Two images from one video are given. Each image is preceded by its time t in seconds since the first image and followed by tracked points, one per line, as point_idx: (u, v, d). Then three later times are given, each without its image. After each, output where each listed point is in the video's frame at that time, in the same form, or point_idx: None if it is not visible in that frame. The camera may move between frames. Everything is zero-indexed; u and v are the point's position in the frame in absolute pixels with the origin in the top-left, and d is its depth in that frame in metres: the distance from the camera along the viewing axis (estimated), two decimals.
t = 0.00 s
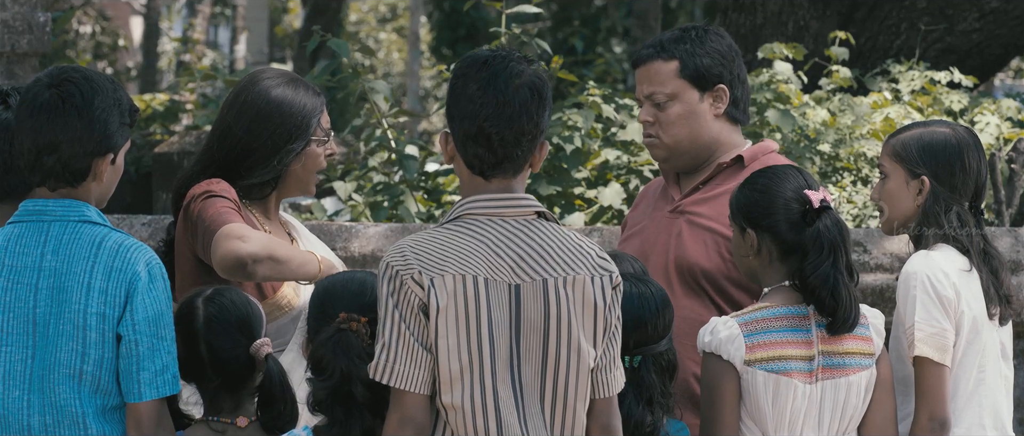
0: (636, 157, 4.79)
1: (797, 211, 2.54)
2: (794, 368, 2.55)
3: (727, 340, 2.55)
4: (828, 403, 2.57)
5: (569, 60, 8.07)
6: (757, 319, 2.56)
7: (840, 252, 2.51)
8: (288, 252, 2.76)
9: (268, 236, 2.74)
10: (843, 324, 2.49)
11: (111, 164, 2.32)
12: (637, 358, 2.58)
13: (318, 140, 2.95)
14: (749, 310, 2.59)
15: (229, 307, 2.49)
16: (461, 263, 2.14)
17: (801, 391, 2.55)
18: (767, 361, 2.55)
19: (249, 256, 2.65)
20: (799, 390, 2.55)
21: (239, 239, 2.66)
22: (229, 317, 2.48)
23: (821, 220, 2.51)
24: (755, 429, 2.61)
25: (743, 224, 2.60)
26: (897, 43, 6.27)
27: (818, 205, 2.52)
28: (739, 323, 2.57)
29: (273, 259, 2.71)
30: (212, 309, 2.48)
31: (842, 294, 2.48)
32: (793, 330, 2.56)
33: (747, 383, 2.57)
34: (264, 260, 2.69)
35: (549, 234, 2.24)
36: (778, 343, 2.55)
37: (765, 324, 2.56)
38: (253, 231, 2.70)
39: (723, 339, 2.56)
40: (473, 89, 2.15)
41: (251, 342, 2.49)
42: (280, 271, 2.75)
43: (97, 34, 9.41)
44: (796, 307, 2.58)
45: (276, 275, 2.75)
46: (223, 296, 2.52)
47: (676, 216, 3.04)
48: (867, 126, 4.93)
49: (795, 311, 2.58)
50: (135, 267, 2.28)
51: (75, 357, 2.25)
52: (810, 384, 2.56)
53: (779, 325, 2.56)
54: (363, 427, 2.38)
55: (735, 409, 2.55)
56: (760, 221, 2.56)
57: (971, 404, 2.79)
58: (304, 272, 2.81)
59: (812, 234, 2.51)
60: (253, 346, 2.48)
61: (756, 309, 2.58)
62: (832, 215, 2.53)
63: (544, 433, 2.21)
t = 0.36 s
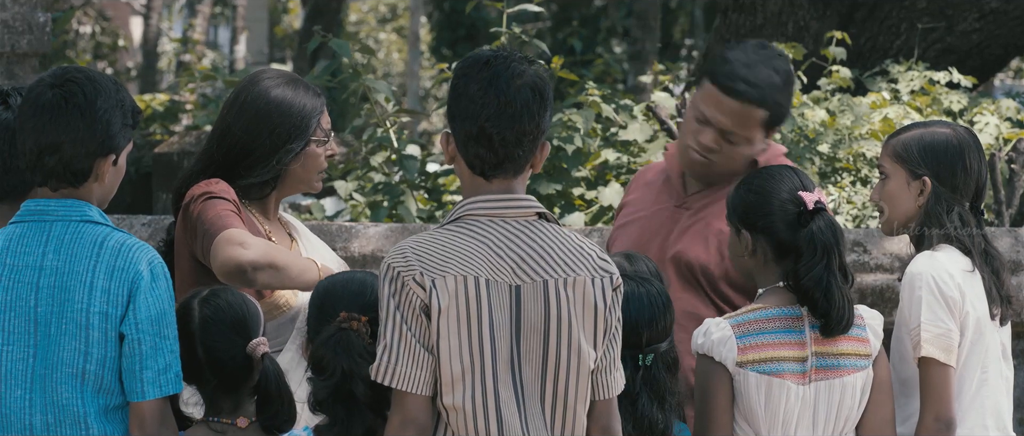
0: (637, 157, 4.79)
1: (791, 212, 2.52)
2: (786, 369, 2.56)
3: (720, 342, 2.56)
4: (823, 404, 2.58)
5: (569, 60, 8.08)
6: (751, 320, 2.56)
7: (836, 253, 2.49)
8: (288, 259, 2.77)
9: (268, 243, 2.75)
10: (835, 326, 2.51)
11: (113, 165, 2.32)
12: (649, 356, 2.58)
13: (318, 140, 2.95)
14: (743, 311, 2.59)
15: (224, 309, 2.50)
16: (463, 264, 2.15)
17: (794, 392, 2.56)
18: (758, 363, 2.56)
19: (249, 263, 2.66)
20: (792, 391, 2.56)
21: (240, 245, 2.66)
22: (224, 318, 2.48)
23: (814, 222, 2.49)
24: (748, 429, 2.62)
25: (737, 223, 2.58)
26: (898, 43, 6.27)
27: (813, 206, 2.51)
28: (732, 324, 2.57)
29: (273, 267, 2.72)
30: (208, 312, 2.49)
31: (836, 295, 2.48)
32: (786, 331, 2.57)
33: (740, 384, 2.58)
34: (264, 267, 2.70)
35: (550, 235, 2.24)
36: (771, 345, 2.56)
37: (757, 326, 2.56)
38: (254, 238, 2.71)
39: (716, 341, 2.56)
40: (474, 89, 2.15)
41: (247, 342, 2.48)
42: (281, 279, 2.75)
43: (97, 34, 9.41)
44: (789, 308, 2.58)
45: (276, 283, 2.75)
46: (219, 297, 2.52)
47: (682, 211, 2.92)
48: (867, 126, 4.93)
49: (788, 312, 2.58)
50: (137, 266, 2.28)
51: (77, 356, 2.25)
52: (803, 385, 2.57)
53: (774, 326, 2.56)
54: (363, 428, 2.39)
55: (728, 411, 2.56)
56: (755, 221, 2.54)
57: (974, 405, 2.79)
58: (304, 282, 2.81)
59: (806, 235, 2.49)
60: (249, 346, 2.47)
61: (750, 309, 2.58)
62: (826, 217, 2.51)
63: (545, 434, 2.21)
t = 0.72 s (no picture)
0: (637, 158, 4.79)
1: (786, 213, 2.52)
2: (786, 371, 2.56)
3: (719, 344, 2.56)
4: (820, 406, 2.58)
5: (568, 60, 8.08)
6: (749, 323, 2.56)
7: (831, 252, 2.50)
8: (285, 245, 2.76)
9: (264, 227, 2.74)
10: (830, 325, 2.50)
11: (114, 165, 2.32)
12: (651, 354, 2.58)
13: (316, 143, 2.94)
14: (742, 313, 2.59)
15: (225, 309, 2.49)
16: (463, 265, 2.15)
17: (793, 394, 2.56)
18: (757, 366, 2.55)
19: (246, 246, 2.65)
20: (791, 393, 2.56)
21: (236, 230, 2.66)
22: (224, 319, 2.48)
23: (809, 221, 2.50)
24: (746, 430, 2.63)
25: (734, 224, 2.59)
26: (898, 43, 6.26)
27: (807, 206, 2.51)
28: (730, 326, 2.57)
29: (270, 250, 2.72)
30: (208, 313, 2.49)
31: (829, 295, 2.47)
32: (786, 333, 2.56)
33: (739, 387, 2.58)
34: (262, 250, 2.70)
35: (550, 236, 2.24)
36: (770, 347, 2.56)
37: (756, 328, 2.56)
38: (250, 223, 2.71)
39: (715, 343, 2.56)
40: (474, 89, 2.15)
41: (249, 342, 2.49)
42: (279, 259, 2.75)
43: (97, 35, 9.41)
44: (788, 310, 2.58)
45: (275, 265, 2.75)
46: (219, 298, 2.51)
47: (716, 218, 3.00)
48: (867, 126, 4.93)
49: (786, 314, 2.57)
50: (138, 266, 2.28)
51: (78, 356, 2.25)
52: (801, 387, 2.57)
53: (772, 328, 2.56)
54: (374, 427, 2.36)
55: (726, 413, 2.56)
56: (750, 221, 2.55)
57: (977, 405, 2.79)
58: (301, 264, 2.81)
59: (801, 235, 2.50)
60: (251, 347, 2.48)
61: (748, 312, 2.58)
62: (820, 216, 2.52)
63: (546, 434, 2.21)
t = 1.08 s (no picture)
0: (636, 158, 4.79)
1: (791, 214, 2.52)
2: (785, 369, 2.56)
3: (718, 342, 2.55)
4: (818, 405, 2.58)
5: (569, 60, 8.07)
6: (749, 320, 2.56)
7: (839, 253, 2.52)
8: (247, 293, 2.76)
9: (224, 278, 2.74)
10: (834, 326, 2.50)
11: (114, 165, 2.32)
12: (653, 356, 2.57)
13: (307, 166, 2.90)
14: (741, 311, 2.58)
15: (231, 309, 2.49)
16: (462, 265, 2.14)
17: (792, 393, 2.56)
18: (756, 364, 2.55)
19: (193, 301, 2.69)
20: (790, 392, 2.56)
21: (187, 282, 2.70)
22: (230, 318, 2.48)
23: (816, 222, 2.50)
24: (745, 429, 2.62)
25: (736, 222, 2.57)
26: (898, 44, 6.26)
27: (815, 207, 2.51)
28: (729, 324, 2.57)
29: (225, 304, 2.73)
30: (214, 311, 2.48)
31: (836, 296, 2.49)
32: (783, 331, 2.56)
33: (738, 385, 2.58)
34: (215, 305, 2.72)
35: (549, 235, 2.24)
36: (767, 344, 2.55)
37: (755, 326, 2.56)
38: (208, 274, 2.72)
39: (714, 341, 2.56)
40: (473, 89, 2.15)
41: (252, 344, 2.49)
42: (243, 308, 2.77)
43: (97, 35, 9.40)
44: (787, 307, 2.57)
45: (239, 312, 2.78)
46: (224, 297, 2.51)
47: (692, 220, 3.04)
48: (867, 126, 4.92)
49: (784, 312, 2.57)
50: (138, 267, 2.28)
51: (78, 356, 2.25)
52: (800, 385, 2.57)
53: (770, 326, 2.56)
54: (363, 427, 2.38)
55: (724, 411, 2.56)
56: (754, 220, 2.53)
57: (977, 405, 2.79)
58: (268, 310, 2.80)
59: (807, 236, 2.50)
60: (254, 348, 2.47)
61: (747, 309, 2.58)
62: (828, 217, 2.52)
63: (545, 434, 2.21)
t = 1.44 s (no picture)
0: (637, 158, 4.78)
1: (801, 216, 2.54)
2: (795, 368, 2.56)
3: (730, 340, 2.54)
4: (825, 405, 2.58)
5: (569, 61, 8.07)
6: (760, 320, 2.56)
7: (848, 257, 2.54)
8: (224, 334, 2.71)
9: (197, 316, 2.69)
10: (846, 328, 2.52)
11: (114, 166, 2.32)
12: (654, 356, 2.57)
13: (303, 165, 2.91)
14: (750, 310, 2.58)
15: (234, 309, 2.49)
16: (460, 265, 2.15)
17: (801, 392, 2.56)
18: (768, 362, 2.55)
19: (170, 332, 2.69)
20: (798, 391, 2.56)
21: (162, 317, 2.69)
22: (233, 318, 2.48)
23: (827, 224, 2.53)
24: (754, 429, 2.60)
25: (745, 222, 2.58)
26: (898, 44, 6.25)
27: (825, 209, 2.53)
28: (740, 323, 2.56)
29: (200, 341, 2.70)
30: (217, 311, 2.49)
31: (848, 302, 2.50)
32: (793, 331, 2.57)
33: (748, 383, 2.57)
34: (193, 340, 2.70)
35: (547, 236, 2.24)
36: (779, 343, 2.55)
37: (767, 325, 2.56)
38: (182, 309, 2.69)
39: (726, 339, 2.55)
40: (470, 88, 2.15)
41: (256, 344, 2.49)
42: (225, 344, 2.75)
43: (98, 35, 9.40)
44: (796, 308, 2.58)
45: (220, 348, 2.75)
46: (228, 297, 2.52)
47: (675, 223, 3.04)
48: (867, 126, 4.93)
49: (794, 312, 2.58)
50: (138, 268, 2.28)
51: (78, 358, 2.25)
52: (810, 385, 2.57)
53: (781, 325, 2.56)
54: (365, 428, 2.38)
55: (735, 411, 2.55)
56: (764, 221, 2.55)
57: (977, 406, 2.79)
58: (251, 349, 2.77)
59: (818, 238, 2.53)
60: (258, 348, 2.48)
61: (756, 309, 2.58)
62: (838, 220, 2.54)
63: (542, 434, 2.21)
